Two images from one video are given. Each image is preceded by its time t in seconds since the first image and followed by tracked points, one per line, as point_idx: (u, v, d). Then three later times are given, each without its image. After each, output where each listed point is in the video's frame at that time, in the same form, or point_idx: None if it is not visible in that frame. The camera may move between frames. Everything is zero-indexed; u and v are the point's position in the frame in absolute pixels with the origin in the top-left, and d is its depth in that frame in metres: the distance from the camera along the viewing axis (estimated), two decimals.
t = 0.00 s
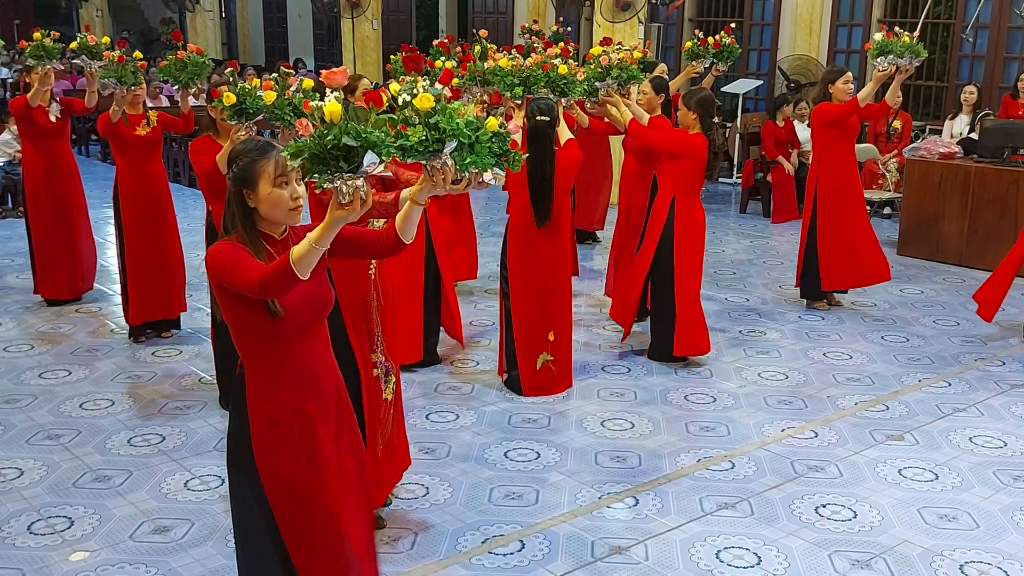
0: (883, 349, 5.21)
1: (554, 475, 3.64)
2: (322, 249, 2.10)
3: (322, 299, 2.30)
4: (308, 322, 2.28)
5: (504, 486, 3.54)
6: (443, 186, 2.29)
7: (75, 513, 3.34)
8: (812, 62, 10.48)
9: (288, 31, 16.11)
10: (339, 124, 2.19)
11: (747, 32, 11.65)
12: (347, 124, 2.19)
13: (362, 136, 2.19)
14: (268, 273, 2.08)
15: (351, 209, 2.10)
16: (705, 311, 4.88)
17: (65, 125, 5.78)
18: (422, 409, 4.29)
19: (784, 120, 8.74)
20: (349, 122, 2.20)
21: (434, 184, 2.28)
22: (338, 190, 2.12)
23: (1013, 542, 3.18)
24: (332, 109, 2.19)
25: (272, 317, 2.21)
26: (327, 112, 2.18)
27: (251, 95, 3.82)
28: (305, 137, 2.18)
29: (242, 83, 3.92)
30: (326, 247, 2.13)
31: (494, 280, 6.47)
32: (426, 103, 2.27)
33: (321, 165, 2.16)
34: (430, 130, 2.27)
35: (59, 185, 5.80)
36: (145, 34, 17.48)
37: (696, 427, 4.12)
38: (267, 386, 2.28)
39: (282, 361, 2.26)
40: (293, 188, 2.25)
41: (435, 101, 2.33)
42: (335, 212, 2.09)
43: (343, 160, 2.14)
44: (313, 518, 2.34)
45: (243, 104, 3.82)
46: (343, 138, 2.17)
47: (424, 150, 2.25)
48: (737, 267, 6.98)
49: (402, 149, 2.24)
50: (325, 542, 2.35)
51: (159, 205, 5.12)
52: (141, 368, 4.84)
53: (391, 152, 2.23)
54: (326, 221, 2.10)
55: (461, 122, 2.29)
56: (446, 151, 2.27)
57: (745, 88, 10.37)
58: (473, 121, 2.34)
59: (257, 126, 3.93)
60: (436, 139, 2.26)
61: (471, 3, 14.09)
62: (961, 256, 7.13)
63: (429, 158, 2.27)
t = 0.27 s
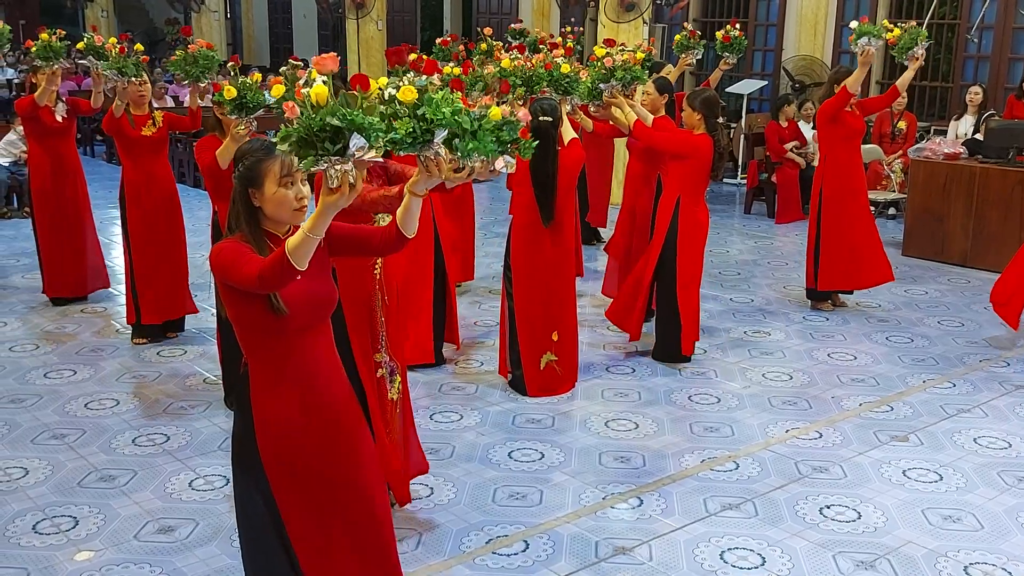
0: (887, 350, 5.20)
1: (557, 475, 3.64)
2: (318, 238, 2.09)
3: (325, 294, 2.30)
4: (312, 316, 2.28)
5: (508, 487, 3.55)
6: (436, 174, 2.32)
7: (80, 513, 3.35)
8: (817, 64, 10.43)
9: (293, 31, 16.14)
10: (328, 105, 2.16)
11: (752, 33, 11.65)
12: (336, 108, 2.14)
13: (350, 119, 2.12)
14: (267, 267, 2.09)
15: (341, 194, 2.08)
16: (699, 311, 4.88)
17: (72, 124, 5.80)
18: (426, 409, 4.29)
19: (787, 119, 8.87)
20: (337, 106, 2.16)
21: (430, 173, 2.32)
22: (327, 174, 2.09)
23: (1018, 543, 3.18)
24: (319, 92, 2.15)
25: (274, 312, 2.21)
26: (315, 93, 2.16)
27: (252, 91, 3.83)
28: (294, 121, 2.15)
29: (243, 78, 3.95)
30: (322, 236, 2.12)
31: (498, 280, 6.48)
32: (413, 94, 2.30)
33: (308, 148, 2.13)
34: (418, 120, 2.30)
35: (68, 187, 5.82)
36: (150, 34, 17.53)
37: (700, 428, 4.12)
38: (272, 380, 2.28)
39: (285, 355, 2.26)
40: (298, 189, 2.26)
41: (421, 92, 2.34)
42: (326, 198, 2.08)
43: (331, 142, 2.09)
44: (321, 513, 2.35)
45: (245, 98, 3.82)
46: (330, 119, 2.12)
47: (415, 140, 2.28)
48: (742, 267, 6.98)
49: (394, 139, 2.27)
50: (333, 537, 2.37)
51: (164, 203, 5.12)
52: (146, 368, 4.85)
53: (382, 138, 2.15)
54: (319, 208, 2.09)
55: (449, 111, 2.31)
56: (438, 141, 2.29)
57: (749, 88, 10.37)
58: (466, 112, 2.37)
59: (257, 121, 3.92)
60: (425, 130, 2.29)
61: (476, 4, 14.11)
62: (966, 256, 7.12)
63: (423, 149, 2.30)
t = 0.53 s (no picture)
0: (892, 351, 5.19)
1: (561, 476, 3.64)
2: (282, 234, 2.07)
3: (328, 295, 2.30)
4: (314, 317, 2.27)
5: (512, 487, 3.55)
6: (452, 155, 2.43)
7: (85, 513, 3.36)
8: (820, 64, 10.36)
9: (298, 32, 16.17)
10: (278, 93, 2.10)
11: (757, 33, 11.64)
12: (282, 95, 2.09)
13: (298, 103, 2.07)
14: (255, 269, 2.09)
15: (293, 185, 2.01)
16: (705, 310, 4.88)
17: (78, 124, 5.80)
18: (430, 409, 4.29)
19: (790, 119, 8.78)
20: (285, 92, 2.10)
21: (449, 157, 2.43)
22: (279, 165, 2.03)
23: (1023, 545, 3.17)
24: (269, 81, 2.11)
25: (276, 313, 2.21)
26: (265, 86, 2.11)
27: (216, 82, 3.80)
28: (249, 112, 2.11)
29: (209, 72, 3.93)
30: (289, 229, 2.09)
31: (502, 280, 6.48)
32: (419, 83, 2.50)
33: (260, 136, 2.07)
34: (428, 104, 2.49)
35: (73, 188, 5.83)
36: (155, 34, 17.57)
37: (704, 429, 4.11)
38: (274, 381, 2.28)
39: (287, 355, 2.26)
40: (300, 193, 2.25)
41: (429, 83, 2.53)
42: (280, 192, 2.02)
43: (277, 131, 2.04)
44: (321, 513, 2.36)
45: (222, 95, 3.81)
46: (277, 105, 2.07)
47: (433, 123, 2.46)
48: (746, 268, 6.97)
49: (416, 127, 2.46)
50: (332, 537, 2.38)
51: (168, 204, 5.12)
52: (151, 368, 4.85)
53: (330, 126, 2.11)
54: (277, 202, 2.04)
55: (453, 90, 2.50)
56: (450, 124, 2.46)
57: (753, 88, 10.36)
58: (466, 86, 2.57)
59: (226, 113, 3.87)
60: (437, 117, 2.46)
61: (481, 5, 14.12)
62: (971, 257, 7.09)
63: (437, 135, 2.46)
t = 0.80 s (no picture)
0: (896, 352, 5.18)
1: (565, 477, 3.64)
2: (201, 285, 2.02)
3: (330, 296, 2.31)
4: (314, 319, 2.28)
5: (516, 488, 3.55)
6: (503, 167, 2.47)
7: (90, 514, 3.36)
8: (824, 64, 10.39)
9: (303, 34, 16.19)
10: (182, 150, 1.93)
11: (761, 34, 11.65)
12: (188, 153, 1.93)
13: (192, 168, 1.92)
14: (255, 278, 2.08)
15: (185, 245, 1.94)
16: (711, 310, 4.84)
17: (84, 125, 5.81)
18: (434, 410, 4.30)
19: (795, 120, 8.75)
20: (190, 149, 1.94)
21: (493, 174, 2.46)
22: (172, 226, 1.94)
23: None
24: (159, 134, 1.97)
25: (277, 315, 2.20)
26: (166, 137, 1.93)
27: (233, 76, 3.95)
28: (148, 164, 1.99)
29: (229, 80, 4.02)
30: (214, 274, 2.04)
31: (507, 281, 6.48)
32: (468, 104, 2.50)
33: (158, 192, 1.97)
34: (474, 122, 2.49)
35: (78, 188, 5.84)
36: (159, 36, 17.63)
37: (708, 430, 4.11)
38: (275, 382, 2.28)
39: (288, 357, 2.27)
40: (303, 199, 2.26)
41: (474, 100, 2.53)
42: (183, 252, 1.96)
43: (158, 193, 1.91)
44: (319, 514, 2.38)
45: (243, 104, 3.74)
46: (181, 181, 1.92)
47: (484, 141, 2.48)
48: (751, 270, 6.96)
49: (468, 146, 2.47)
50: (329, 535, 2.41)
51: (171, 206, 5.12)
52: (156, 369, 4.86)
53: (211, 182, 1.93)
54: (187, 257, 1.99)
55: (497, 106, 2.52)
56: (500, 140, 2.49)
57: (757, 89, 10.35)
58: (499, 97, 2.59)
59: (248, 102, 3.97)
60: (490, 133, 2.48)
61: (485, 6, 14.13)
62: (975, 258, 7.08)
63: (488, 151, 2.47)
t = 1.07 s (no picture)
0: (901, 354, 5.17)
1: (570, 478, 3.64)
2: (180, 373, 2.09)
3: (335, 299, 2.31)
4: (318, 322, 2.28)
5: (521, 489, 3.55)
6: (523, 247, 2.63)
7: (95, 514, 3.37)
8: (829, 65, 10.39)
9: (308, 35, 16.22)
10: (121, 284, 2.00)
11: (766, 35, 11.65)
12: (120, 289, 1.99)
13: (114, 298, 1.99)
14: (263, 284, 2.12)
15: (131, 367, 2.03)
16: (719, 313, 4.90)
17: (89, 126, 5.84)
18: (438, 411, 4.30)
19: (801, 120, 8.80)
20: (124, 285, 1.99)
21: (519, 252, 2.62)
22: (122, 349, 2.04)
23: None
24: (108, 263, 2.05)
25: (281, 318, 2.21)
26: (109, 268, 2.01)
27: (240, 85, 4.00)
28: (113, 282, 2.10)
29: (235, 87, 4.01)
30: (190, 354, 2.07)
31: (511, 282, 6.48)
32: (516, 187, 2.61)
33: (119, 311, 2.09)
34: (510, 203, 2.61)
35: (82, 188, 5.88)
36: (165, 37, 17.68)
37: (713, 431, 4.11)
38: (278, 384, 2.28)
39: (292, 359, 2.27)
40: (309, 201, 2.26)
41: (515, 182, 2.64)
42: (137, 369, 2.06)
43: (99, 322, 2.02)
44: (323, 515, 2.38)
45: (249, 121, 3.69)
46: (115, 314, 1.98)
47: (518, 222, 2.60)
48: (755, 271, 6.96)
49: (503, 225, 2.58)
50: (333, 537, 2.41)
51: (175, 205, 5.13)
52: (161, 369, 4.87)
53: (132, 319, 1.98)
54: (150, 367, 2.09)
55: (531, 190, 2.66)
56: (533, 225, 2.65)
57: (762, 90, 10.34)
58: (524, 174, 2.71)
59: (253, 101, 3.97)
60: (528, 218, 2.62)
61: (490, 7, 14.15)
62: (980, 260, 7.07)
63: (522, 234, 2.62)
